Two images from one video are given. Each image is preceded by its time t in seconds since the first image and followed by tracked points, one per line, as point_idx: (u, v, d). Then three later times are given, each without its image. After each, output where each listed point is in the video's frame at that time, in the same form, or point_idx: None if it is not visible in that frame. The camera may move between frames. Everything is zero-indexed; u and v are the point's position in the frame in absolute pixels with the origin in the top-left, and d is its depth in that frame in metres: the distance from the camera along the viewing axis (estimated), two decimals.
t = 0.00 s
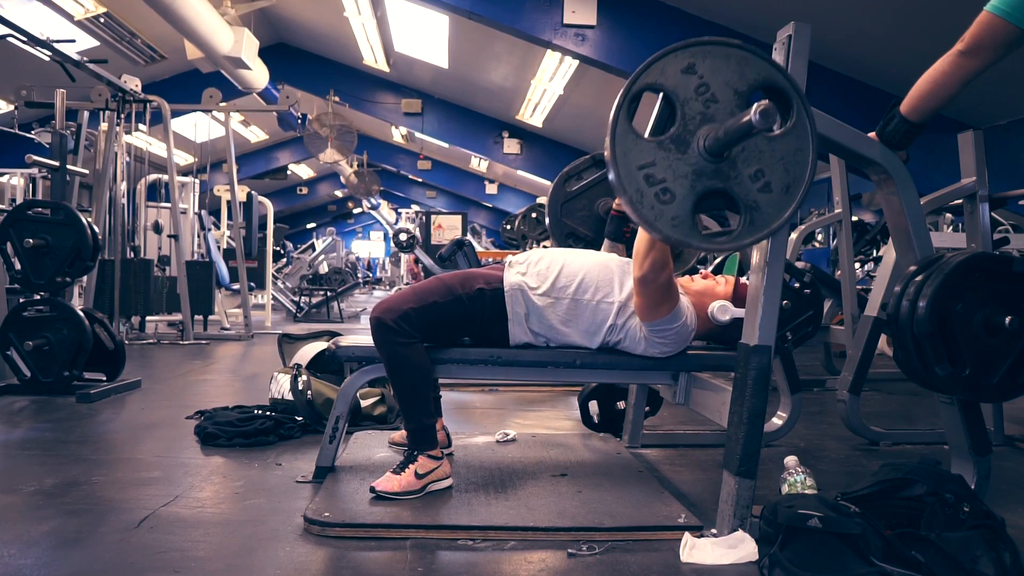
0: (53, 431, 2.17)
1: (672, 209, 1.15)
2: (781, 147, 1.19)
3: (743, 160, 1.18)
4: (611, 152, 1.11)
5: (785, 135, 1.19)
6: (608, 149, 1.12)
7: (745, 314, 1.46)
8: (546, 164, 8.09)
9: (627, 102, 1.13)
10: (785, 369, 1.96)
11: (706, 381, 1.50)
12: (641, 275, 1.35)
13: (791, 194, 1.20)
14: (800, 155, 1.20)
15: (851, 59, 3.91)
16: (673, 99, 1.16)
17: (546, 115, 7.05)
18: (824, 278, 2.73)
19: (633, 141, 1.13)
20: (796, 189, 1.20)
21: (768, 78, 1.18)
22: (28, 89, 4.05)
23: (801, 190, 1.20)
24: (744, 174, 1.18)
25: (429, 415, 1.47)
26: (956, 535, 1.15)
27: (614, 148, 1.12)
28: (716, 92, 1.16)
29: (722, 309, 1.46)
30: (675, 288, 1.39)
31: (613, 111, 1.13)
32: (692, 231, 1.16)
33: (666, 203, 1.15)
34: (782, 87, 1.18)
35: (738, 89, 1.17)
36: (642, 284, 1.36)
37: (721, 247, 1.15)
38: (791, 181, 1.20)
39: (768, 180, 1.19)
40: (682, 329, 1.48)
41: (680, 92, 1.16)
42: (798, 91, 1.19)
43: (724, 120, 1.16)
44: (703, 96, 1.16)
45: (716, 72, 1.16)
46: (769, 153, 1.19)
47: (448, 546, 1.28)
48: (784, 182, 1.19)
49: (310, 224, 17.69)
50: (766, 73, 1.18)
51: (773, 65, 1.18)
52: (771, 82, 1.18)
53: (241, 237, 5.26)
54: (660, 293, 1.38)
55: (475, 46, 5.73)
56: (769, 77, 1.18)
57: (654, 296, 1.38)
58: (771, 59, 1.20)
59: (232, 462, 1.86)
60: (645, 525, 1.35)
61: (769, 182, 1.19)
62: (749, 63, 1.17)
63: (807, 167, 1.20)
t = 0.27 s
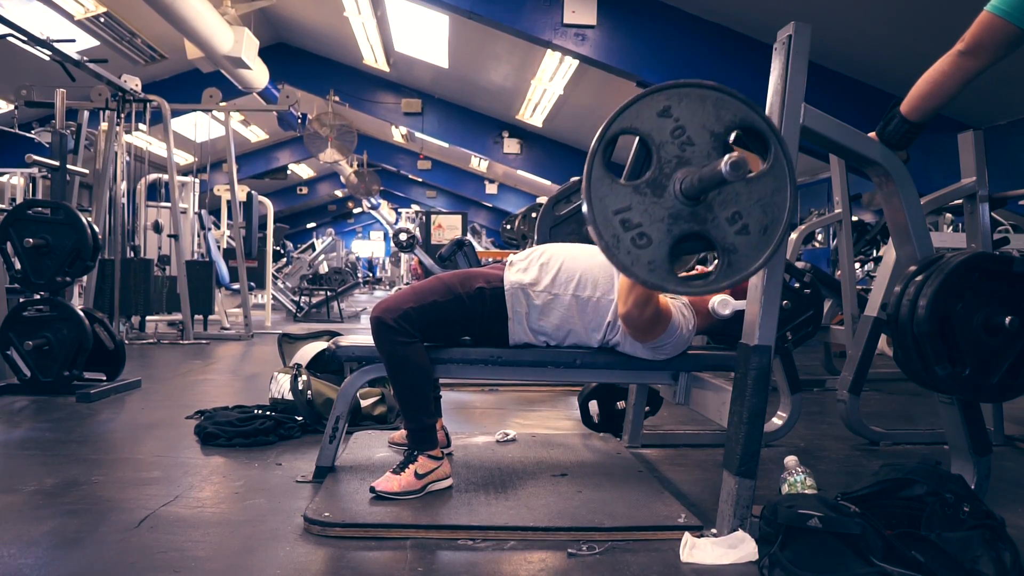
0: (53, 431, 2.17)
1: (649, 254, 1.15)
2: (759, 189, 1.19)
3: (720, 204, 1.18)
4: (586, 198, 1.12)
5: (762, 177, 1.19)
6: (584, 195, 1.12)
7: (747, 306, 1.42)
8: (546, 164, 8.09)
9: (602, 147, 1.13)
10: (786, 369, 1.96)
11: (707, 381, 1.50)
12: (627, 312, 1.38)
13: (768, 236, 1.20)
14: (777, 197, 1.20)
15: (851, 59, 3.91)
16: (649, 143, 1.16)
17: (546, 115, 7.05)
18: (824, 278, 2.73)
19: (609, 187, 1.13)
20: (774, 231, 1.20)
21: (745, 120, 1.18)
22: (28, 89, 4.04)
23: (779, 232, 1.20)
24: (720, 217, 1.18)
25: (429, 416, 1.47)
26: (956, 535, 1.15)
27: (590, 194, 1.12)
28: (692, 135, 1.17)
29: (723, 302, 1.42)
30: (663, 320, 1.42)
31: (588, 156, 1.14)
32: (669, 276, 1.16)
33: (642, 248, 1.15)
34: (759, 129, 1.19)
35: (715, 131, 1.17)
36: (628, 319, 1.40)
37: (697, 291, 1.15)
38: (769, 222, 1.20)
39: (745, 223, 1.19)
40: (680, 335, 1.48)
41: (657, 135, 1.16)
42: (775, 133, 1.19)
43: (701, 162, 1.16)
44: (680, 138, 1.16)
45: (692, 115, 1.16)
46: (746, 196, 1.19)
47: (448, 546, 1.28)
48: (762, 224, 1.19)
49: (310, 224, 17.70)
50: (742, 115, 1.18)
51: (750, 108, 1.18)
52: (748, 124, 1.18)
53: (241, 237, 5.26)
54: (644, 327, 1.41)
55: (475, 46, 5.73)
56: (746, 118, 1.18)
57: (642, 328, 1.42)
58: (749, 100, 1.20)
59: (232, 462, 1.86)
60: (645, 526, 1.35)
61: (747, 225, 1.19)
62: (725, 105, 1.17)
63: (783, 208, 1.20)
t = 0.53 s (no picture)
0: (53, 431, 2.17)
1: (630, 308, 1.16)
2: (740, 240, 1.19)
3: (702, 256, 1.18)
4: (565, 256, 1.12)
5: (743, 228, 1.19)
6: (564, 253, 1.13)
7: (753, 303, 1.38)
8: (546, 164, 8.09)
9: (581, 204, 1.14)
10: (786, 369, 1.96)
11: (707, 380, 1.50)
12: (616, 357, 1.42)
13: (751, 286, 1.19)
14: (759, 247, 1.20)
15: (850, 59, 3.91)
16: (628, 197, 1.16)
17: (546, 115, 7.05)
18: (824, 278, 2.73)
19: (588, 243, 1.14)
20: (756, 281, 1.20)
21: (725, 171, 1.18)
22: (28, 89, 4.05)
23: (761, 281, 1.20)
24: (702, 270, 1.18)
25: (429, 416, 1.47)
26: (956, 535, 1.15)
27: (569, 251, 1.13)
28: (672, 188, 1.17)
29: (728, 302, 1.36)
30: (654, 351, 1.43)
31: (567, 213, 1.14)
32: (651, 330, 1.16)
33: (623, 303, 1.15)
34: (740, 179, 1.18)
35: (694, 183, 1.17)
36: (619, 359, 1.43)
37: (678, 346, 1.15)
38: (752, 272, 1.20)
39: (727, 274, 1.19)
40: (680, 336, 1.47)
41: (635, 189, 1.16)
42: (756, 183, 1.18)
43: (681, 215, 1.16)
44: (659, 192, 1.16)
45: (671, 168, 1.16)
46: (728, 247, 1.19)
47: (448, 546, 1.28)
48: (744, 275, 1.19)
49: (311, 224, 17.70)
50: (722, 166, 1.18)
51: (730, 158, 1.17)
52: (728, 175, 1.18)
53: (241, 237, 5.26)
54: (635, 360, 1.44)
55: (475, 46, 5.73)
56: (726, 169, 1.18)
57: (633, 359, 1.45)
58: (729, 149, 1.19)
59: (232, 462, 1.86)
60: (645, 526, 1.34)
61: (729, 276, 1.19)
62: (705, 157, 1.17)
63: (765, 258, 1.20)
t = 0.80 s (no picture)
0: (53, 431, 2.17)
1: (634, 287, 1.16)
2: (741, 215, 1.18)
3: (703, 233, 1.18)
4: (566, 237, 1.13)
5: (743, 203, 1.19)
6: (564, 235, 1.14)
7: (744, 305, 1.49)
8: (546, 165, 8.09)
9: (579, 186, 1.15)
10: (786, 369, 1.96)
11: (707, 381, 1.50)
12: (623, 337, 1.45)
13: (755, 260, 1.19)
14: (761, 222, 1.19)
15: (850, 59, 3.91)
16: (627, 176, 1.17)
17: (546, 115, 7.05)
18: (824, 278, 2.73)
19: (589, 223, 1.14)
20: (760, 255, 1.19)
21: (723, 146, 1.17)
22: (28, 89, 4.04)
23: (765, 255, 1.19)
24: (704, 246, 1.18)
25: (429, 416, 1.47)
26: (956, 535, 1.15)
27: (570, 232, 1.14)
28: (670, 165, 1.17)
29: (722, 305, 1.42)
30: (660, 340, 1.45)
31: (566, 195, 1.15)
32: (655, 307, 1.16)
33: (626, 282, 1.16)
34: (738, 154, 1.18)
35: (692, 160, 1.17)
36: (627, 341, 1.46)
37: (683, 322, 1.15)
38: (755, 247, 1.19)
39: (730, 249, 1.18)
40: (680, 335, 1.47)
41: (633, 169, 1.16)
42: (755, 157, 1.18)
43: (681, 192, 1.16)
44: (657, 170, 1.17)
45: (668, 146, 1.16)
46: (729, 222, 1.19)
47: (448, 546, 1.28)
48: (747, 250, 1.18)
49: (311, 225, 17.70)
50: (720, 141, 1.17)
51: (727, 133, 1.17)
52: (726, 150, 1.17)
53: (241, 237, 5.26)
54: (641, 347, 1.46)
55: (475, 46, 5.73)
56: (723, 145, 1.17)
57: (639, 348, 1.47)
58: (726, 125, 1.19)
59: (232, 462, 1.86)
60: (645, 526, 1.35)
61: (731, 251, 1.18)
62: (702, 133, 1.17)
63: (768, 232, 1.19)
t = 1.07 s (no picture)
0: (53, 432, 2.17)
1: (646, 260, 1.16)
2: (752, 188, 1.19)
3: (714, 206, 1.18)
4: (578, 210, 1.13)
5: (754, 176, 1.19)
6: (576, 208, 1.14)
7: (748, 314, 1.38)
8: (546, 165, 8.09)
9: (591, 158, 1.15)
10: (786, 369, 1.96)
11: (707, 381, 1.50)
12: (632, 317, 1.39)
13: (765, 233, 1.20)
14: (772, 195, 1.20)
15: (850, 59, 3.91)
16: (638, 149, 1.17)
17: (546, 115, 7.05)
18: (824, 278, 2.73)
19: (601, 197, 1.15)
20: (770, 229, 1.20)
21: (734, 119, 1.18)
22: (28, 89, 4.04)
23: (776, 229, 1.20)
24: (715, 219, 1.18)
25: (429, 417, 1.47)
26: (955, 535, 1.15)
27: (582, 205, 1.14)
28: (681, 139, 1.17)
29: (725, 308, 1.37)
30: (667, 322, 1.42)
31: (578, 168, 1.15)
32: (667, 280, 1.17)
33: (638, 255, 1.16)
34: (749, 127, 1.18)
35: (703, 133, 1.17)
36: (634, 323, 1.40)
37: (695, 295, 1.15)
38: (766, 220, 1.20)
39: (741, 223, 1.19)
40: (681, 336, 1.47)
41: (645, 142, 1.16)
42: (765, 131, 1.19)
43: (692, 166, 1.17)
44: (668, 143, 1.17)
45: (679, 119, 1.17)
46: (740, 196, 1.19)
47: (449, 546, 1.28)
48: (757, 223, 1.19)
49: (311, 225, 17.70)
50: (731, 114, 1.18)
51: (738, 107, 1.17)
52: (737, 123, 1.18)
53: (241, 237, 5.26)
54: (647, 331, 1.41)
55: (475, 47, 5.73)
56: (735, 118, 1.18)
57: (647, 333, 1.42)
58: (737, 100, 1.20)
59: (232, 462, 1.86)
60: (645, 526, 1.35)
61: (742, 225, 1.19)
62: (713, 106, 1.17)
63: (779, 205, 1.20)
